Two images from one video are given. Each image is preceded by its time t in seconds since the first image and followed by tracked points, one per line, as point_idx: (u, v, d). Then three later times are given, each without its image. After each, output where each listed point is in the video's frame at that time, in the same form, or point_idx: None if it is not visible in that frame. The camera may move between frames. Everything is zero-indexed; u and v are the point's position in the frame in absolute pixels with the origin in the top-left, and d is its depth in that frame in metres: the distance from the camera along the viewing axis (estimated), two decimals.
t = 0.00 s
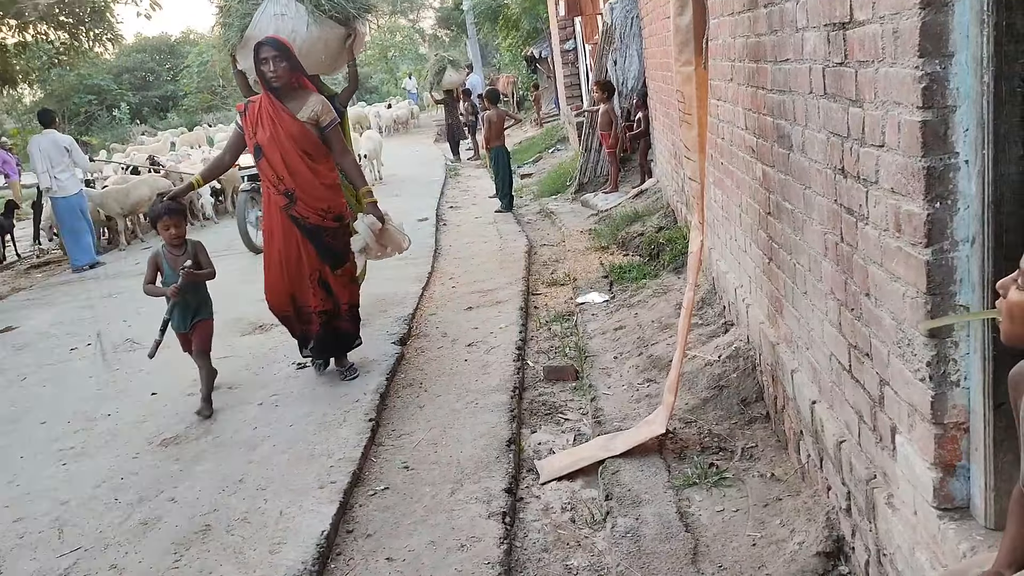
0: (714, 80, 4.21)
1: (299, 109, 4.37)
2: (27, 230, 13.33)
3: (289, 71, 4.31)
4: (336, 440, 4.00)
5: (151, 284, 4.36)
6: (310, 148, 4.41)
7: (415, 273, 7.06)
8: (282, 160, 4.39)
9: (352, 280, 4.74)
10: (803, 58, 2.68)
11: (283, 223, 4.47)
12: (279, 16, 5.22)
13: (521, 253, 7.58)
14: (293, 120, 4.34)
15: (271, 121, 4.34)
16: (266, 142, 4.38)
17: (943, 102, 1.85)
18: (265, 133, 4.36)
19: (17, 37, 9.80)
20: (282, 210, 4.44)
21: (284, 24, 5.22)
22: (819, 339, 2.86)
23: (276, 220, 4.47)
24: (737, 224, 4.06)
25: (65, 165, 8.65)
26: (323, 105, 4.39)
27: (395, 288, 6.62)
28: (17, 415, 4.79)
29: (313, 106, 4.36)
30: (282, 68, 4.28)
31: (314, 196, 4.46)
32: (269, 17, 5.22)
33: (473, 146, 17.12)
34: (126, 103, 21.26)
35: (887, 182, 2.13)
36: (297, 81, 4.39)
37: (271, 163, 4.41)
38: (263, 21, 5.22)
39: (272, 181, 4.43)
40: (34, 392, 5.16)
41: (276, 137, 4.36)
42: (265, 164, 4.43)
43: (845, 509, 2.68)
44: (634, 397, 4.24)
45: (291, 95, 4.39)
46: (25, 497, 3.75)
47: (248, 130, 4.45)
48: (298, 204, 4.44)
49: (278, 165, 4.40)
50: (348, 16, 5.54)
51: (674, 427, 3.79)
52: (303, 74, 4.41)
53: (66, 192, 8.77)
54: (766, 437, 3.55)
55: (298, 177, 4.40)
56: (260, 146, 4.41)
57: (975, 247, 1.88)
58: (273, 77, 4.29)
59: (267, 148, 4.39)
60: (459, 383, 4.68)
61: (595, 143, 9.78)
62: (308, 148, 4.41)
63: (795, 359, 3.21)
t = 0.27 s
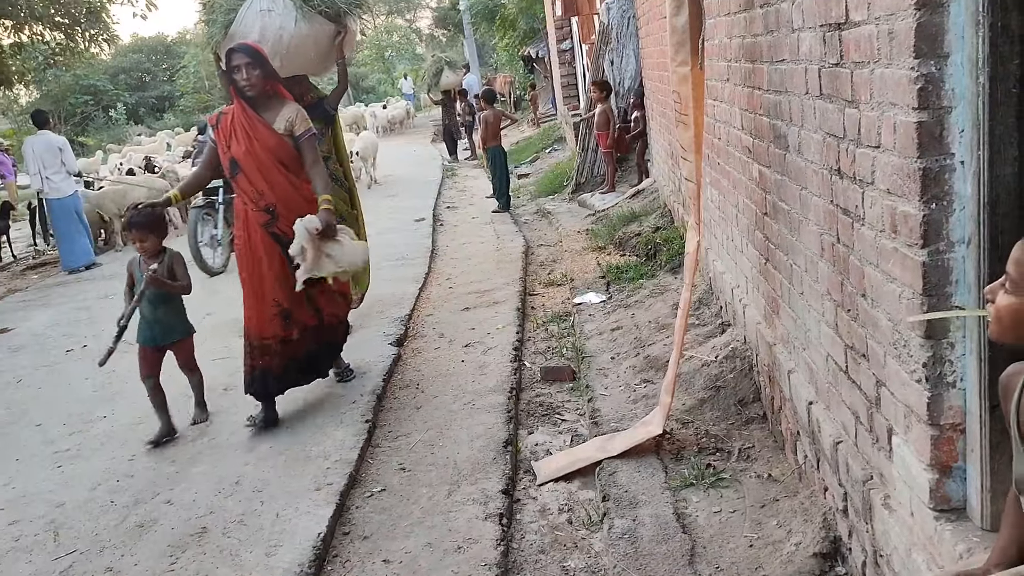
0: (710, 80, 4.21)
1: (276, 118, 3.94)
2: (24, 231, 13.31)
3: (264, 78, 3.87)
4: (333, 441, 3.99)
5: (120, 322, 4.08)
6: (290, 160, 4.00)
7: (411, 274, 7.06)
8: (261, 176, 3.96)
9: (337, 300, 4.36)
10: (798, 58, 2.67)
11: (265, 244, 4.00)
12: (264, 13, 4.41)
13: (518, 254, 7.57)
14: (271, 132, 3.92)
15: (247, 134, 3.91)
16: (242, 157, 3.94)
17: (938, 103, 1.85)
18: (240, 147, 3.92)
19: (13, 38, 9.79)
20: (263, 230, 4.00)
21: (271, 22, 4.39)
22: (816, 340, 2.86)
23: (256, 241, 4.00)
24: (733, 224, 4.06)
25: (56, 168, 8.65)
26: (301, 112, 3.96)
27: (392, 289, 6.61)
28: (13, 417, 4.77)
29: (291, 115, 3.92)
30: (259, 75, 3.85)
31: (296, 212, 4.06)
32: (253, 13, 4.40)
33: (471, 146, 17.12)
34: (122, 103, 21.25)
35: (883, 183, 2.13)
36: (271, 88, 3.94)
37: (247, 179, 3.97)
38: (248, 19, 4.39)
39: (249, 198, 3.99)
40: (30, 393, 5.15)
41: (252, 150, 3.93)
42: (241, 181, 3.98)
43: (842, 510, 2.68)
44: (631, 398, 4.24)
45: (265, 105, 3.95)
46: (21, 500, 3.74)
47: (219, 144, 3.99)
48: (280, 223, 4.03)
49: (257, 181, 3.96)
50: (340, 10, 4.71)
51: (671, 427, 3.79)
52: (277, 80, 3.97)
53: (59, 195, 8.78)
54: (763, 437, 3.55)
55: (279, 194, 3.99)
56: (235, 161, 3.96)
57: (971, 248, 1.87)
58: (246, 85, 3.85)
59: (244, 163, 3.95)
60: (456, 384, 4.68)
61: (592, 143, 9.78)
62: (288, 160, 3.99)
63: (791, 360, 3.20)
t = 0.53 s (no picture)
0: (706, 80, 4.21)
1: (238, 118, 3.79)
2: (20, 231, 13.29)
3: (225, 74, 3.73)
4: (331, 442, 3.99)
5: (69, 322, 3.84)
6: (252, 163, 3.85)
7: (409, 274, 7.06)
8: (220, 178, 3.81)
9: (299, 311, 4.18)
10: (795, 58, 2.68)
11: (221, 251, 3.88)
12: (244, 10, 4.47)
13: (515, 253, 7.57)
14: (232, 133, 3.76)
15: (207, 134, 3.76)
16: (201, 158, 3.80)
17: (934, 103, 1.85)
18: (199, 148, 3.78)
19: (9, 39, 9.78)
20: (220, 236, 3.87)
21: (249, 19, 4.46)
22: (813, 340, 2.87)
23: (213, 248, 3.89)
24: (731, 224, 4.06)
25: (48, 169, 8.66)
26: (267, 113, 3.83)
27: (390, 289, 6.61)
28: (11, 418, 4.77)
29: (254, 114, 3.79)
30: (221, 71, 3.71)
31: (256, 216, 3.91)
32: (232, 11, 4.48)
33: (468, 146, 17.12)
34: (119, 103, 21.23)
35: (879, 183, 2.13)
36: (235, 87, 3.80)
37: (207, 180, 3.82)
38: (228, 16, 4.48)
39: (208, 201, 3.84)
40: (27, 394, 5.14)
41: (212, 150, 3.78)
42: (200, 182, 3.83)
43: (839, 509, 2.69)
44: (629, 397, 4.24)
45: (229, 104, 3.80)
46: (17, 501, 3.73)
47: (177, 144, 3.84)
48: (238, 229, 3.89)
49: (215, 184, 3.81)
50: (323, 6, 4.75)
51: (668, 427, 3.79)
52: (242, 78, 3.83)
53: (54, 195, 8.78)
54: (761, 437, 3.55)
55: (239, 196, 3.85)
56: (194, 162, 3.82)
57: (967, 248, 1.87)
58: (207, 81, 3.70)
59: (203, 165, 3.80)
60: (454, 384, 4.68)
61: (589, 143, 9.78)
62: (250, 163, 3.84)
63: (788, 359, 3.21)
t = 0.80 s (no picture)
0: (704, 79, 4.21)
1: (214, 131, 3.44)
2: (17, 231, 13.27)
3: (201, 82, 3.40)
4: (329, 442, 3.98)
5: (26, 343, 3.40)
6: (230, 179, 3.47)
7: (406, 274, 7.06)
8: (194, 196, 3.41)
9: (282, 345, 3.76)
10: (793, 57, 2.68)
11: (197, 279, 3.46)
12: (218, 13, 4.21)
13: (513, 253, 7.57)
14: (208, 146, 3.39)
15: (179, 148, 3.37)
16: (172, 174, 3.39)
17: (932, 102, 1.85)
18: (170, 163, 3.38)
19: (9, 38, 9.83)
20: (195, 262, 3.45)
21: (225, 23, 4.21)
22: (811, 339, 2.87)
23: (187, 275, 3.47)
24: (728, 223, 4.06)
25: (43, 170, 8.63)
26: (246, 124, 3.50)
27: (388, 289, 6.61)
28: (8, 418, 4.76)
29: (234, 126, 3.46)
30: (196, 78, 3.38)
31: (236, 238, 3.50)
32: (206, 14, 4.21)
33: (466, 146, 17.13)
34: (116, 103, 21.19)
35: (877, 182, 2.13)
36: (209, 96, 3.46)
37: (180, 199, 3.41)
38: (201, 21, 4.21)
39: (182, 222, 3.43)
40: (25, 395, 5.13)
41: (186, 165, 3.38)
42: (173, 202, 3.42)
43: (837, 508, 2.69)
44: (626, 397, 4.25)
45: (203, 115, 3.44)
46: (15, 502, 3.72)
47: (145, 159, 3.44)
48: (215, 254, 3.46)
49: (188, 204, 3.41)
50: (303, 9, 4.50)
51: (666, 426, 3.80)
52: (218, 87, 3.49)
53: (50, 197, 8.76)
54: (759, 436, 3.55)
55: (217, 216, 3.45)
56: (164, 179, 3.40)
57: (965, 247, 1.87)
58: (180, 90, 3.35)
59: (175, 182, 3.39)
60: (452, 383, 4.68)
61: (587, 142, 9.78)
62: (227, 178, 3.45)
63: (786, 358, 3.21)
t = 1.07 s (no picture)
0: (702, 78, 4.21)
1: (192, 129, 3.16)
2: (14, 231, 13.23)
3: (179, 77, 3.12)
4: (327, 442, 3.98)
5: None
6: (208, 183, 3.20)
7: (404, 273, 7.05)
8: (169, 200, 3.15)
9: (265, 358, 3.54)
10: (790, 56, 2.68)
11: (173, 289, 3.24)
12: None
13: (511, 252, 7.56)
14: (185, 145, 3.13)
15: (153, 147, 3.10)
16: (146, 176, 3.13)
17: (930, 100, 1.86)
18: (143, 163, 3.12)
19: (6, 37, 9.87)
20: (171, 271, 3.22)
21: (198, 9, 3.71)
22: (809, 337, 2.87)
23: (162, 284, 3.25)
24: (726, 222, 4.06)
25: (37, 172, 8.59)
26: (227, 124, 3.24)
27: (385, 288, 6.61)
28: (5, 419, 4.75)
29: (213, 125, 3.19)
30: (172, 73, 3.10)
31: (215, 247, 3.26)
32: None
33: (463, 145, 17.12)
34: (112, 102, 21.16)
35: (875, 180, 2.13)
36: (188, 91, 3.17)
37: (154, 204, 3.16)
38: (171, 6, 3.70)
39: (157, 229, 3.18)
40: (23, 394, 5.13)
41: (160, 168, 3.12)
42: (146, 206, 3.17)
43: (835, 507, 2.69)
44: (624, 396, 4.25)
45: (181, 112, 3.16)
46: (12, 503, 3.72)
47: (117, 159, 3.17)
48: (193, 263, 3.23)
49: (163, 208, 3.16)
50: None
51: (664, 426, 3.80)
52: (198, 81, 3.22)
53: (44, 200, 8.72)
54: (757, 435, 3.55)
55: (195, 223, 3.20)
56: (138, 179, 3.14)
57: (963, 245, 1.87)
58: (155, 84, 3.08)
59: (148, 185, 3.13)
60: (450, 383, 4.67)
61: (584, 142, 9.78)
62: (205, 181, 3.19)
63: (785, 357, 3.21)
